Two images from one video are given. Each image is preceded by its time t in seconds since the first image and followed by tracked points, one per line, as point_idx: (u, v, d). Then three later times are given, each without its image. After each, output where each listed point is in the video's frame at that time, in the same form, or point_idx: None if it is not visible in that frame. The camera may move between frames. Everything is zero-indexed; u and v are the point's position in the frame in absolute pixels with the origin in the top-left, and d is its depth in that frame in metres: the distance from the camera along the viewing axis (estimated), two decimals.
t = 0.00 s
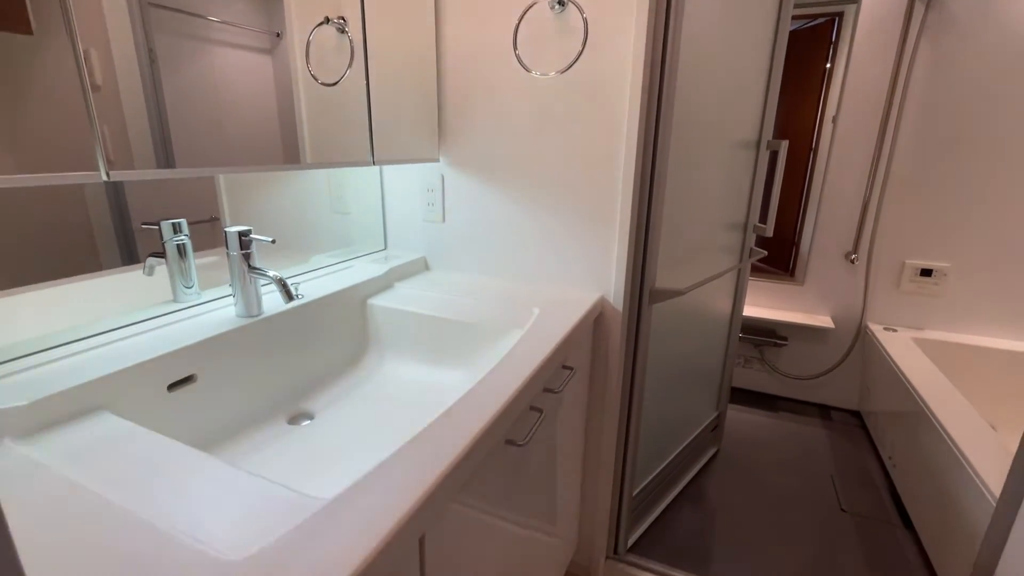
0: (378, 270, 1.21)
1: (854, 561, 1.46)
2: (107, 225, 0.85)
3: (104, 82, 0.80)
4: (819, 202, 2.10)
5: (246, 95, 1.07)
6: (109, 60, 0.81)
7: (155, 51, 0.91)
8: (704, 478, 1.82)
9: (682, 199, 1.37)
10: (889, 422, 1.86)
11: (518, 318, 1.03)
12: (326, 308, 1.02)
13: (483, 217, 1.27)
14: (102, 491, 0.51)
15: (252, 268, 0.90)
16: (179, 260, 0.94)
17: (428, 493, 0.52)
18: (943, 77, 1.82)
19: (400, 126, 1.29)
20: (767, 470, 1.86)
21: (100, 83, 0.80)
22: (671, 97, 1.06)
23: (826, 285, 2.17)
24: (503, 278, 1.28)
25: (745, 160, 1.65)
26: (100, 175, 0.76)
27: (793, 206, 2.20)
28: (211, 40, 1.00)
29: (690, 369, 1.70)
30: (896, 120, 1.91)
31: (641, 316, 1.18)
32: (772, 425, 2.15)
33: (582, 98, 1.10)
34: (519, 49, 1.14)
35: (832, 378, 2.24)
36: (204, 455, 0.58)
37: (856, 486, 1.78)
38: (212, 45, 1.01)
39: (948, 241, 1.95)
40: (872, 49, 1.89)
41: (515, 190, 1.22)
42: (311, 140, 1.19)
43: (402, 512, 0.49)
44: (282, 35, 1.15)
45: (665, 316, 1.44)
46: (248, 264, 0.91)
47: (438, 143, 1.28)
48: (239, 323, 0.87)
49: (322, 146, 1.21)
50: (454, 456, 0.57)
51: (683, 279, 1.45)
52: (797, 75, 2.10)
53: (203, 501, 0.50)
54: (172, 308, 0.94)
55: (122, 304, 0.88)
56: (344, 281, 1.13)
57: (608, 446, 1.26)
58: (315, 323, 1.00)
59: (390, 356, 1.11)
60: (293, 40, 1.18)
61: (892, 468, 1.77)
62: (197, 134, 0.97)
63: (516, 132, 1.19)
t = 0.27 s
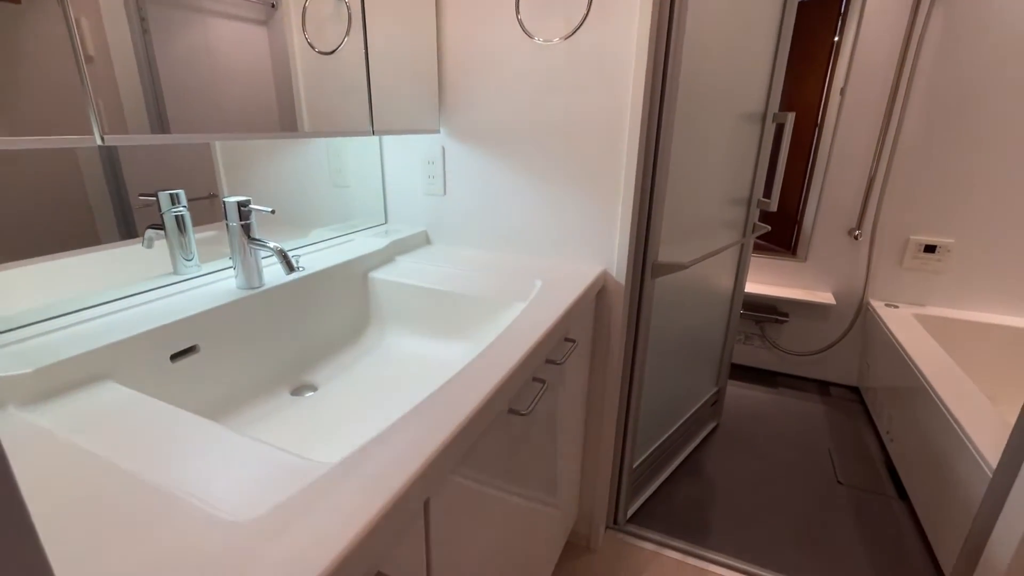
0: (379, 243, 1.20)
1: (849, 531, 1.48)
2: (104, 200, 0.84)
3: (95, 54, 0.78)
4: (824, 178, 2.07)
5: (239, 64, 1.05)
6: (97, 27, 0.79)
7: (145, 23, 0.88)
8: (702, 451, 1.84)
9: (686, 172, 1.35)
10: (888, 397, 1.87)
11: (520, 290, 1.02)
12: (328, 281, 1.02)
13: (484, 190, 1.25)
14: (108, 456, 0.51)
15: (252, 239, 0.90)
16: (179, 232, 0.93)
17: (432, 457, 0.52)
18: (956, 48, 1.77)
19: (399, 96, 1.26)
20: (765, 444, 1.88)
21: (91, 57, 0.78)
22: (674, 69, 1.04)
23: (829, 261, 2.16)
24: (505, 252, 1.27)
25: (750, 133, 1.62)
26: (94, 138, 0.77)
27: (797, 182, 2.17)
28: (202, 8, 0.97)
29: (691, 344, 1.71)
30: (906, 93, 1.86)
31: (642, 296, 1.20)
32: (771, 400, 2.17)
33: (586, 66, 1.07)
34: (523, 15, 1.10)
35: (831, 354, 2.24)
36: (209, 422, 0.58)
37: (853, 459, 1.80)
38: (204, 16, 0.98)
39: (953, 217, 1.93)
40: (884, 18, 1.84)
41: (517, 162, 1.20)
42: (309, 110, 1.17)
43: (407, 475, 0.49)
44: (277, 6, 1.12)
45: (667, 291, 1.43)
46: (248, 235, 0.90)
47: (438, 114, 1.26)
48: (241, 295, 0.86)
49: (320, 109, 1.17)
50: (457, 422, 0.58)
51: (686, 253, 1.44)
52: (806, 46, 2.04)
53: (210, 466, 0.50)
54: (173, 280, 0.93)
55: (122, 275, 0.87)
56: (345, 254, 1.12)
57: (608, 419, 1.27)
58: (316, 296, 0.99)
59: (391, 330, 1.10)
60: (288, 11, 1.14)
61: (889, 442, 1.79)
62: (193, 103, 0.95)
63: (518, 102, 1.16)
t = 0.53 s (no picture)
0: (380, 217, 1.19)
1: (844, 502, 1.51)
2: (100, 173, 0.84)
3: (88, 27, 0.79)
4: (828, 154, 2.04)
5: (233, 33, 1.03)
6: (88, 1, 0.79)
7: None
8: (700, 426, 1.86)
9: (689, 146, 1.34)
10: (886, 373, 1.89)
11: (521, 264, 1.02)
12: (328, 254, 1.02)
13: (485, 163, 1.24)
14: (114, 421, 0.52)
15: (252, 211, 0.89)
16: (177, 204, 0.92)
17: (434, 421, 0.53)
18: (966, 19, 1.73)
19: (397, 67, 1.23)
20: (762, 419, 1.90)
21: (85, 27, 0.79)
22: (679, 38, 1.02)
23: (831, 238, 2.15)
24: (505, 226, 1.26)
25: (754, 107, 1.60)
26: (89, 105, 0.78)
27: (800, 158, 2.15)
28: None
29: (691, 320, 1.71)
30: (913, 66, 1.83)
31: (643, 271, 1.21)
32: (769, 377, 2.19)
33: (588, 35, 1.05)
34: None
35: (830, 331, 2.25)
36: (213, 389, 0.58)
37: (849, 434, 1.82)
38: None
39: (957, 193, 1.91)
40: None
41: (517, 135, 1.18)
42: (306, 82, 1.15)
43: (409, 437, 0.50)
44: None
45: (667, 266, 1.43)
46: (247, 207, 0.89)
47: (437, 85, 1.24)
48: (241, 266, 0.86)
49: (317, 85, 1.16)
50: (459, 388, 0.58)
51: (687, 229, 1.43)
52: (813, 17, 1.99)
53: (215, 430, 0.51)
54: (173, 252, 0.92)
55: (121, 248, 0.87)
56: (345, 227, 1.12)
57: (608, 392, 1.28)
58: (315, 269, 0.99)
59: (392, 303, 1.10)
60: None
61: (885, 416, 1.81)
62: (189, 74, 0.95)
63: (519, 73, 1.14)
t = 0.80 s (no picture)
0: (376, 191, 1.19)
1: (836, 475, 1.54)
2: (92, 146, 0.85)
3: None
4: (830, 129, 2.02)
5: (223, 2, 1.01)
6: None
7: None
8: (695, 401, 1.89)
9: (688, 119, 1.32)
10: (881, 350, 1.90)
11: (518, 237, 1.02)
12: (324, 227, 1.02)
13: (481, 137, 1.23)
14: (114, 385, 0.52)
15: (247, 182, 0.89)
16: (172, 176, 0.92)
17: (428, 384, 0.53)
18: None
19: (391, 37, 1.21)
20: (758, 394, 1.92)
21: None
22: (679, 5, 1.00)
23: (830, 216, 2.14)
24: (503, 201, 1.26)
25: (755, 80, 1.58)
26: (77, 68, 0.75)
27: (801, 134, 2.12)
28: None
29: (688, 296, 1.71)
30: (918, 39, 1.79)
31: (641, 246, 1.21)
32: (766, 354, 2.20)
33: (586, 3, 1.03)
34: None
35: (828, 308, 2.26)
36: (210, 354, 0.59)
37: (843, 409, 1.85)
38: None
39: (958, 170, 1.90)
40: None
41: (515, 107, 1.17)
42: (300, 52, 1.13)
43: (403, 399, 0.50)
44: None
45: (665, 241, 1.43)
46: (242, 178, 0.89)
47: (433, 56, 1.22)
48: (237, 238, 0.86)
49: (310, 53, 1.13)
50: (453, 353, 0.59)
51: (685, 204, 1.42)
52: None
53: (212, 393, 0.52)
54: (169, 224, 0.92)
55: (118, 219, 0.86)
56: (342, 201, 1.11)
57: (605, 366, 1.30)
58: (312, 242, 0.99)
59: (390, 276, 1.11)
60: None
61: (879, 392, 1.83)
62: (178, 39, 0.92)
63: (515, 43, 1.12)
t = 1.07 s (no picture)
0: (371, 165, 1.18)
1: (829, 449, 1.56)
2: (85, 122, 0.83)
3: None
4: (831, 105, 1.99)
5: None
6: None
7: None
8: (691, 378, 1.90)
9: (687, 92, 1.30)
10: (877, 327, 1.91)
11: (513, 210, 1.02)
12: (318, 200, 1.01)
13: (477, 109, 1.21)
14: (105, 350, 0.52)
15: (238, 152, 0.88)
16: (162, 147, 0.90)
17: (420, 348, 0.53)
18: None
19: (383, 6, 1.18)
20: (753, 371, 1.94)
21: None
22: None
23: (830, 193, 2.12)
24: (498, 174, 1.25)
25: (755, 53, 1.55)
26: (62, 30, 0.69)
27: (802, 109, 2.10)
28: None
29: (685, 273, 1.71)
30: (923, 10, 1.76)
31: (637, 220, 1.20)
32: (762, 332, 2.21)
33: None
34: None
35: (825, 286, 2.27)
36: (202, 320, 0.59)
37: (837, 385, 1.86)
38: None
39: (959, 146, 1.88)
40: None
41: (510, 79, 1.15)
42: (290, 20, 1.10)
43: (394, 362, 0.50)
44: None
45: (662, 216, 1.42)
46: (233, 148, 0.88)
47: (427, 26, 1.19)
48: (230, 209, 0.86)
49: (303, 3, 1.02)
50: (445, 319, 0.59)
51: (683, 178, 1.41)
52: None
53: (203, 356, 0.52)
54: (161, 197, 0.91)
55: (110, 191, 0.86)
56: (336, 174, 1.10)
57: (601, 341, 1.30)
58: (305, 214, 0.98)
59: (385, 251, 1.10)
60: None
61: (874, 368, 1.85)
62: None
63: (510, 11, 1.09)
